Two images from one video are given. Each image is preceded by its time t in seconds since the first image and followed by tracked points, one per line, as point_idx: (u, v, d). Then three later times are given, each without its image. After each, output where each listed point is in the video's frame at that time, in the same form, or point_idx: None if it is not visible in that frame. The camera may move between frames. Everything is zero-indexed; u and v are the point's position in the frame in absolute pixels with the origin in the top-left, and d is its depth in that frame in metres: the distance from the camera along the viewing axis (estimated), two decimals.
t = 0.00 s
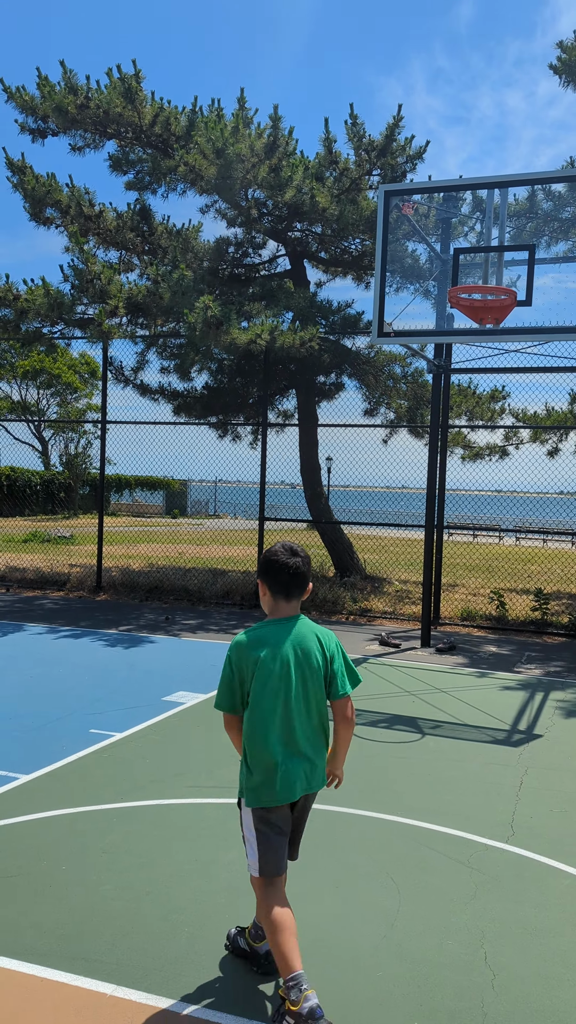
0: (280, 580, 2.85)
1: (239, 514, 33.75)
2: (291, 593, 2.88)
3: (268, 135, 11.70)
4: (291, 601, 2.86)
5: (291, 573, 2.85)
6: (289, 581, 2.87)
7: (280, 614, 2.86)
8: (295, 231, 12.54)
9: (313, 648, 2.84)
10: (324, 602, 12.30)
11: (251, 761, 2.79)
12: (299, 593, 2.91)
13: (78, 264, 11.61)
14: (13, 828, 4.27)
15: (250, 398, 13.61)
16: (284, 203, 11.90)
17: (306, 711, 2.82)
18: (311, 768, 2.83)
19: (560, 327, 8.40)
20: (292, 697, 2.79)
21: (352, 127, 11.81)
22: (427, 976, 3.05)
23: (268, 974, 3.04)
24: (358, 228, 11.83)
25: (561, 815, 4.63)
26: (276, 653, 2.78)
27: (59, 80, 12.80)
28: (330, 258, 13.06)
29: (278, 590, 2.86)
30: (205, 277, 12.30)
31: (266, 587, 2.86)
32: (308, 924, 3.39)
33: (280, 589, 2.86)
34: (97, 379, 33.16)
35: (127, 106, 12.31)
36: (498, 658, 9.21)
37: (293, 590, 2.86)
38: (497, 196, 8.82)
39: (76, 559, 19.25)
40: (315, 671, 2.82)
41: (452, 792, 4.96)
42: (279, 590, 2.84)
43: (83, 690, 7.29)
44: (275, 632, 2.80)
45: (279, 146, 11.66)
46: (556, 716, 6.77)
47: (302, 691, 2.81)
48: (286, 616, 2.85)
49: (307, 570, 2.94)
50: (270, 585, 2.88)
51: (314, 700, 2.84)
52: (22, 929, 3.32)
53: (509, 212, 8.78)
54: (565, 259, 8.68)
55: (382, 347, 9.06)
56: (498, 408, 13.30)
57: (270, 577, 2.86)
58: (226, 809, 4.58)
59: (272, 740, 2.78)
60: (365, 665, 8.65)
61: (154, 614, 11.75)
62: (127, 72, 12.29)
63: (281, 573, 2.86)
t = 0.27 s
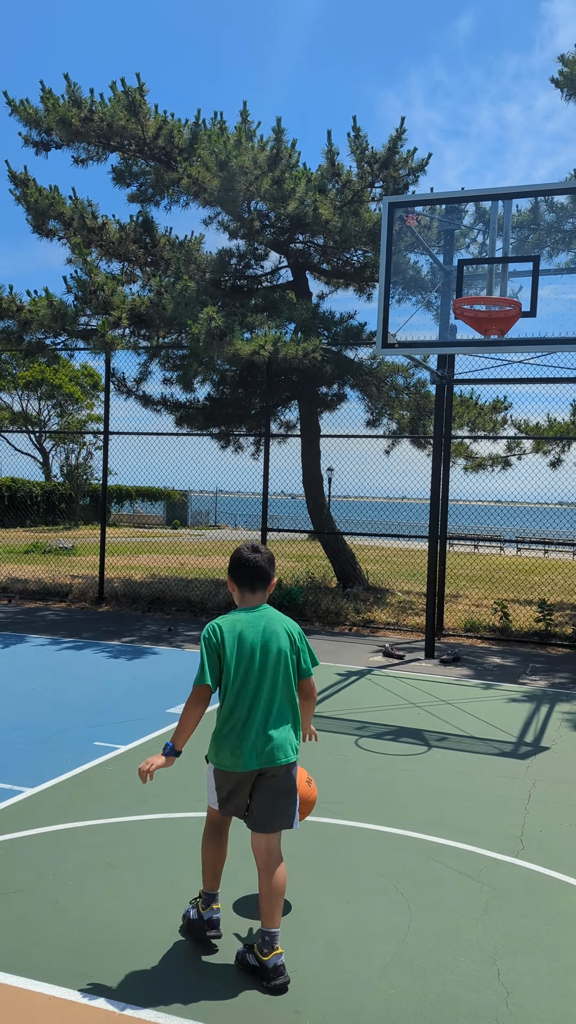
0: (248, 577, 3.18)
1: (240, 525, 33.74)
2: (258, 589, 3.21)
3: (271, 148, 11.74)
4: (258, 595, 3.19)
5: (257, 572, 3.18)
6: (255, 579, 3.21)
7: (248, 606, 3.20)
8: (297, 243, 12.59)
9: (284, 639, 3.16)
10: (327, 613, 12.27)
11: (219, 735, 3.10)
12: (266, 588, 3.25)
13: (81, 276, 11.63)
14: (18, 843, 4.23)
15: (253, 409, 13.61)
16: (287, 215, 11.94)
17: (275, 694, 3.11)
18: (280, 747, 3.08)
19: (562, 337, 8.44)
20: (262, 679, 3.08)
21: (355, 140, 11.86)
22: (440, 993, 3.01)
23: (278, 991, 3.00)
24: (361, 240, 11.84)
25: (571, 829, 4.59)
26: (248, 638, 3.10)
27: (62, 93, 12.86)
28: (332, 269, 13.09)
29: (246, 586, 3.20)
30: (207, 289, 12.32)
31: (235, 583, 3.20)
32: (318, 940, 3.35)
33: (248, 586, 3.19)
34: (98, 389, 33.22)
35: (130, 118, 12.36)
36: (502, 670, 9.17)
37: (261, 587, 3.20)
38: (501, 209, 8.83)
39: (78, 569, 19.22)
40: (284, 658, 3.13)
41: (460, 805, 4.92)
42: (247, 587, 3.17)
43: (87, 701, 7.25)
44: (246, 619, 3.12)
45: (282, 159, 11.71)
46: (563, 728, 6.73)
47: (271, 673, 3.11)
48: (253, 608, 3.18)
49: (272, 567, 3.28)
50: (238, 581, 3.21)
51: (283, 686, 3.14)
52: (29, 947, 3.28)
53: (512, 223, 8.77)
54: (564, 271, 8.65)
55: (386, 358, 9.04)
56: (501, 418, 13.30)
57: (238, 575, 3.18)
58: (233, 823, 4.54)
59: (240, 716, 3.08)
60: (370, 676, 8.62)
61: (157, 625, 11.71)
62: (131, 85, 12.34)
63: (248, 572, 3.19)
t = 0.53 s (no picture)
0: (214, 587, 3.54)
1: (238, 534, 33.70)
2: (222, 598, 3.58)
3: (271, 158, 11.78)
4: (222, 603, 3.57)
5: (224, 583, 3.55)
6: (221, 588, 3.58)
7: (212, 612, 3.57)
8: (295, 253, 12.64)
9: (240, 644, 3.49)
10: (326, 622, 12.23)
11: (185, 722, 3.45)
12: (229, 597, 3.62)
13: (81, 286, 11.64)
14: (18, 855, 4.20)
15: (251, 418, 13.60)
16: (286, 225, 11.98)
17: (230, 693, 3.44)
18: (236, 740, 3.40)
19: (559, 347, 8.45)
20: (217, 679, 3.43)
21: (354, 150, 11.91)
22: (447, 1008, 2.98)
23: (283, 1007, 2.97)
24: (360, 249, 11.85)
25: (575, 840, 4.56)
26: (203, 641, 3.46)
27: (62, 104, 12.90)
28: (331, 278, 13.12)
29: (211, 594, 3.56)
30: (206, 298, 12.33)
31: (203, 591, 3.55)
32: (323, 954, 3.32)
33: (214, 594, 3.56)
34: (96, 399, 33.24)
35: (130, 129, 12.40)
36: (503, 679, 9.14)
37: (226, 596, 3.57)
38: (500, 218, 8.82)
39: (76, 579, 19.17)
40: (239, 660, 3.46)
41: (463, 816, 4.89)
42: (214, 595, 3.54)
43: (86, 711, 7.21)
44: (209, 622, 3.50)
45: (281, 169, 11.75)
46: (565, 739, 6.69)
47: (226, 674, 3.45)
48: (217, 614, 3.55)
49: (234, 577, 3.65)
50: (204, 590, 3.57)
51: (236, 685, 3.47)
52: (30, 961, 3.24)
53: (511, 233, 8.78)
54: (564, 280, 8.71)
55: (386, 368, 9.01)
56: (499, 427, 13.31)
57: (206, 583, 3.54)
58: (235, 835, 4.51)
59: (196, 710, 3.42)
60: (370, 686, 8.58)
61: (156, 635, 11.67)
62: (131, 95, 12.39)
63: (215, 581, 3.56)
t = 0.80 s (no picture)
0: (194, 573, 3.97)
1: (233, 541, 33.66)
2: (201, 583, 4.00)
3: (267, 166, 11.81)
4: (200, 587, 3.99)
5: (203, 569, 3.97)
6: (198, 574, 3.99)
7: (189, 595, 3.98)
8: (291, 260, 12.66)
9: (216, 621, 3.87)
10: (323, 629, 12.21)
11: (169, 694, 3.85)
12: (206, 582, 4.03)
13: (77, 293, 11.64)
14: (16, 864, 4.16)
15: (248, 424, 13.60)
16: (282, 232, 12.00)
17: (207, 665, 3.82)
18: (212, 708, 3.80)
19: (555, 354, 8.47)
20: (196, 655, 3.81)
21: (349, 157, 11.95)
22: (450, 1015, 2.96)
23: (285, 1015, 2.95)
24: (356, 257, 11.87)
25: (575, 846, 4.54)
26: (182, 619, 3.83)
27: (58, 111, 12.92)
28: (326, 285, 13.16)
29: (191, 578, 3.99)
30: (203, 305, 12.34)
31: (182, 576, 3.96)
32: (325, 962, 3.30)
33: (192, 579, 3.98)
34: (91, 405, 33.22)
35: (126, 136, 12.42)
36: (501, 686, 9.13)
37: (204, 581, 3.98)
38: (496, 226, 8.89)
39: (71, 586, 19.13)
40: (217, 636, 3.84)
41: (463, 823, 4.87)
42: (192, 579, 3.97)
43: (83, 719, 7.18)
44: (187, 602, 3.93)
45: (278, 176, 11.80)
46: (564, 745, 6.67)
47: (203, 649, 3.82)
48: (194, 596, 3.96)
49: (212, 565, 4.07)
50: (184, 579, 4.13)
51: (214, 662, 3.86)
52: (29, 970, 3.22)
53: (508, 240, 8.83)
54: (560, 287, 8.71)
55: (383, 375, 9.02)
56: (495, 434, 13.33)
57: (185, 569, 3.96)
58: (234, 842, 4.48)
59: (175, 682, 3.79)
60: (368, 692, 8.56)
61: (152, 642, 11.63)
62: (127, 103, 12.42)
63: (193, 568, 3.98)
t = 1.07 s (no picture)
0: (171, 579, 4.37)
1: (228, 548, 33.61)
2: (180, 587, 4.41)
3: (261, 172, 11.82)
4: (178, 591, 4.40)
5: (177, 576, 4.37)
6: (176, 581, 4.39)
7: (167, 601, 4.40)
8: (286, 266, 12.68)
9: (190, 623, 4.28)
10: (319, 635, 12.19)
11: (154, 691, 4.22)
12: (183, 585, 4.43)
13: (72, 299, 11.62)
14: (12, 873, 4.13)
15: (243, 431, 13.60)
16: (277, 238, 12.01)
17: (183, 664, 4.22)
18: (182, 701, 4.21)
19: (549, 360, 8.49)
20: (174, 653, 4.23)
21: (343, 164, 11.97)
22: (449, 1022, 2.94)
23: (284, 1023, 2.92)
24: (350, 262, 11.88)
25: (573, 852, 4.52)
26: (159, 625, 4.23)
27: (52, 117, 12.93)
28: (321, 291, 13.17)
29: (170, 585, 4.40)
30: (197, 311, 12.33)
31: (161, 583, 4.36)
32: (323, 969, 3.27)
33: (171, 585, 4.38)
34: (85, 412, 33.18)
35: (120, 142, 12.43)
36: (497, 691, 9.12)
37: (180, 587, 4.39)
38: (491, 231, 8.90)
39: (66, 593, 19.09)
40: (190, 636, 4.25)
41: (461, 829, 4.85)
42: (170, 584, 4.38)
43: (78, 725, 7.14)
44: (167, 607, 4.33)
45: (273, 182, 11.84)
46: (561, 751, 6.66)
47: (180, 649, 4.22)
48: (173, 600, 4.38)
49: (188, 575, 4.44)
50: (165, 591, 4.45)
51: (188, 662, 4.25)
52: (26, 980, 3.18)
53: (503, 246, 8.86)
54: (555, 293, 8.73)
55: (379, 380, 9.01)
56: (490, 440, 13.34)
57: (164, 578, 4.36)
58: (232, 850, 4.45)
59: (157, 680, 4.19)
60: (364, 699, 8.54)
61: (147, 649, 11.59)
62: (121, 110, 12.43)
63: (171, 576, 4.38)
